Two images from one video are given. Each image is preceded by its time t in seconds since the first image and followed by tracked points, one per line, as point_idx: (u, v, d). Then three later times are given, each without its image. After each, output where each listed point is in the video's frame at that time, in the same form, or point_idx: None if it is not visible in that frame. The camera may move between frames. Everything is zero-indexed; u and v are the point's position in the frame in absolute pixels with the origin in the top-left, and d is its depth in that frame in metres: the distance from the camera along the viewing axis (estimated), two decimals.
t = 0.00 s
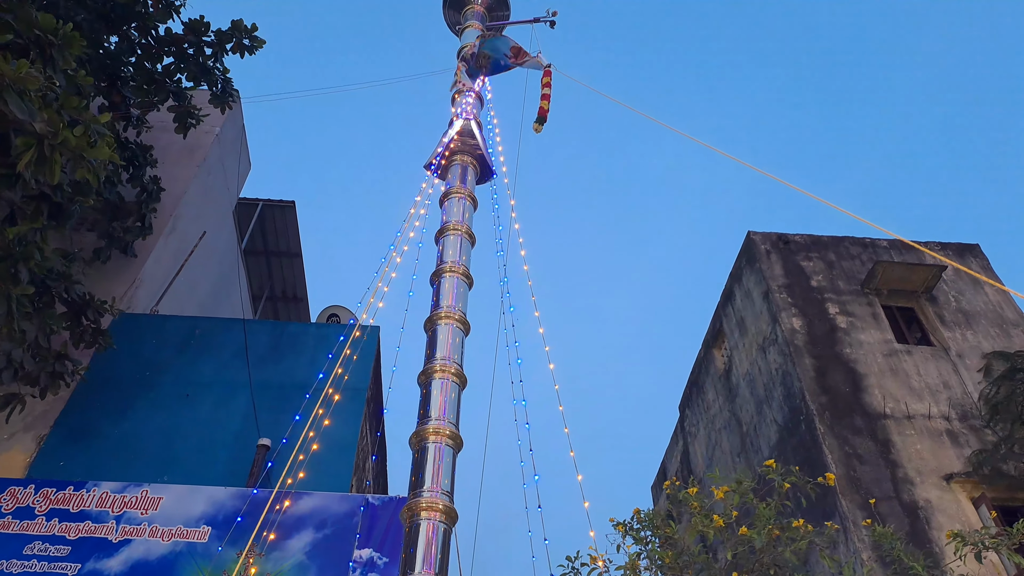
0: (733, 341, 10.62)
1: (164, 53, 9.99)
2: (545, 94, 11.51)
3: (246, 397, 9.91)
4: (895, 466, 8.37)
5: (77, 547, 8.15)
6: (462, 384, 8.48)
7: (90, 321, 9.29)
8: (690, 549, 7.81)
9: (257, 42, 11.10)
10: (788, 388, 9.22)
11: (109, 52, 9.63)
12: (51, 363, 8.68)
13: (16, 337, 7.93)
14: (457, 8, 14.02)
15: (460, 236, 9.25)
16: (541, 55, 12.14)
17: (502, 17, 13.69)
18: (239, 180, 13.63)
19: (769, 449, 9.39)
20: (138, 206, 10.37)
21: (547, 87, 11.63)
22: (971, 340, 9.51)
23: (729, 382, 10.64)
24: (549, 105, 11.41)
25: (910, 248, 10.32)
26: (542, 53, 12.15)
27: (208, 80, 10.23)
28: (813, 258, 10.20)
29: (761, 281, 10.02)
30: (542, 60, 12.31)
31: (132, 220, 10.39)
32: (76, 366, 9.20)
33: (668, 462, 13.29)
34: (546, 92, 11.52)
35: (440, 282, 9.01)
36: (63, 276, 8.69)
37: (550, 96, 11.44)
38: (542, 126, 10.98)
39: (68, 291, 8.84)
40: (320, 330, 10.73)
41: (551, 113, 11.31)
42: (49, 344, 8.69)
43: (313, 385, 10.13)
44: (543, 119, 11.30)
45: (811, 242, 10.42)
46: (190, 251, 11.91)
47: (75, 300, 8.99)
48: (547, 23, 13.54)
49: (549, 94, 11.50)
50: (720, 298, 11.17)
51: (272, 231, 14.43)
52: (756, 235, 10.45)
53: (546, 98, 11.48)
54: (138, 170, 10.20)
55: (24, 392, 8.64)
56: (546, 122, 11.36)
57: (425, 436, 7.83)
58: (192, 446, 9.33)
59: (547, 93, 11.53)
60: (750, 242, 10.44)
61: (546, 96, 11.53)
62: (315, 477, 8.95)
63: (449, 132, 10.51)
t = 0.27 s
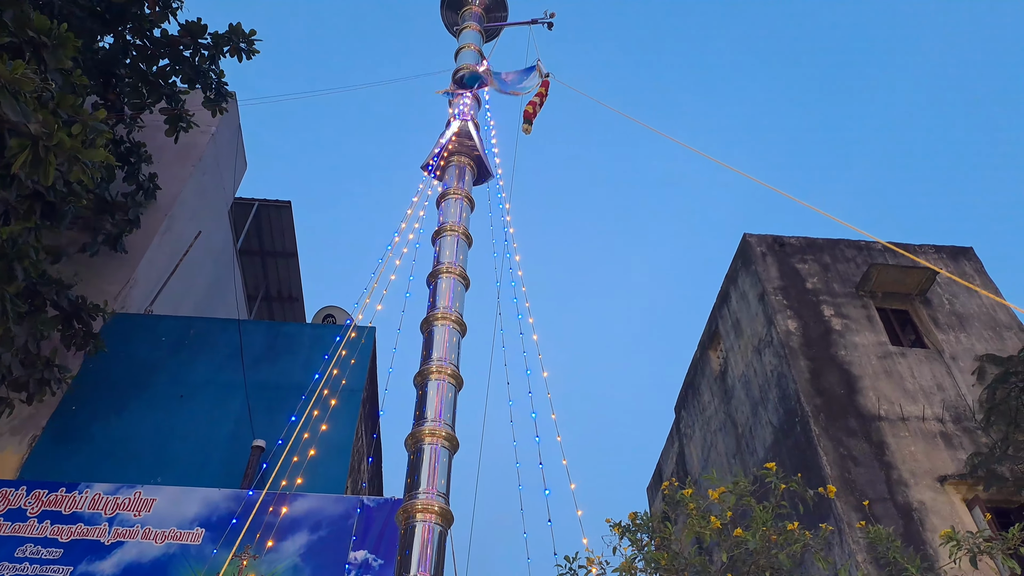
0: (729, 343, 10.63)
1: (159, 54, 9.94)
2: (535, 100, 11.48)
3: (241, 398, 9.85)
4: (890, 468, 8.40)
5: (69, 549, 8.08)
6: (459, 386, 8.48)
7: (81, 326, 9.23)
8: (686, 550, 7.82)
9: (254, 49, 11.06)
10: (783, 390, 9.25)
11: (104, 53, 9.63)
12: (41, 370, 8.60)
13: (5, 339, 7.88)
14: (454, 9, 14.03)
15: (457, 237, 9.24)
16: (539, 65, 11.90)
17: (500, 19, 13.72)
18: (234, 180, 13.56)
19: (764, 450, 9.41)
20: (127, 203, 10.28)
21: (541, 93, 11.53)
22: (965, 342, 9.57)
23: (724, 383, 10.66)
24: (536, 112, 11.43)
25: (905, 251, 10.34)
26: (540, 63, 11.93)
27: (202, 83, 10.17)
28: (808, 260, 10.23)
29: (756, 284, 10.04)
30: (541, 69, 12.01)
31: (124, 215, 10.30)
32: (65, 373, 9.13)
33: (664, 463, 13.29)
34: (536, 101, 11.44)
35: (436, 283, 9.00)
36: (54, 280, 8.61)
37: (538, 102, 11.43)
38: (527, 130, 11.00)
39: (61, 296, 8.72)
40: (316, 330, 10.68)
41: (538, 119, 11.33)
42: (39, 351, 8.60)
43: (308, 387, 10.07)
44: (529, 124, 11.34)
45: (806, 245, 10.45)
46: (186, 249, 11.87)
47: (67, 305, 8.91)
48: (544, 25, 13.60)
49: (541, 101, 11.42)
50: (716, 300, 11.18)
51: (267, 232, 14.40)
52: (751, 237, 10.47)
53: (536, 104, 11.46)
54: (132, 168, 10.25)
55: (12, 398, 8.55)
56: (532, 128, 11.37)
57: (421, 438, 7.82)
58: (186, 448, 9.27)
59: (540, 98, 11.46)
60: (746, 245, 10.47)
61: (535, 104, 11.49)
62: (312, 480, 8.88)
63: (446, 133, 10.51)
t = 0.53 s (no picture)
0: (728, 343, 10.61)
1: (156, 57, 9.88)
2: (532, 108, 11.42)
3: (241, 401, 9.88)
4: (890, 466, 8.39)
5: (71, 552, 8.12)
6: (457, 387, 8.51)
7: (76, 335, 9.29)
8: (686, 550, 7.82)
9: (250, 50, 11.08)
10: (782, 389, 9.24)
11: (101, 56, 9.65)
12: (38, 377, 8.63)
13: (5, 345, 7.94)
14: (450, 10, 14.03)
15: (454, 239, 9.26)
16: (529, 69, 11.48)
17: (495, 19, 13.72)
18: (232, 182, 13.58)
19: (763, 450, 9.40)
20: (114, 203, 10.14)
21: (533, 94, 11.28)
22: (964, 340, 9.55)
23: (723, 383, 10.64)
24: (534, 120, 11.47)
25: (903, 248, 10.30)
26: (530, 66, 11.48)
27: (199, 86, 10.17)
28: (807, 259, 10.22)
29: (755, 283, 10.03)
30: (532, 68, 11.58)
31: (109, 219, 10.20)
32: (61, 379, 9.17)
33: (663, 463, 13.28)
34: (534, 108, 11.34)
35: (434, 284, 9.02)
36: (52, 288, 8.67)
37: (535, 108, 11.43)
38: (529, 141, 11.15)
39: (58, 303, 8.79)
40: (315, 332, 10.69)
41: (537, 126, 11.39)
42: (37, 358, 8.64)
43: (308, 389, 10.08)
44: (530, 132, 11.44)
45: (804, 244, 10.43)
46: (185, 253, 11.89)
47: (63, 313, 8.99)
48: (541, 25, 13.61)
49: (535, 106, 11.32)
50: (714, 300, 11.16)
51: (266, 235, 14.42)
52: (750, 237, 10.45)
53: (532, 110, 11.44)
54: (128, 169, 10.19)
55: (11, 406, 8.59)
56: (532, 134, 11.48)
57: (420, 439, 7.84)
58: (187, 450, 9.30)
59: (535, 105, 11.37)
60: (744, 244, 10.44)
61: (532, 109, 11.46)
62: (312, 482, 8.91)
63: (443, 134, 10.53)
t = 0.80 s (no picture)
0: (728, 342, 10.59)
1: (155, 61, 9.94)
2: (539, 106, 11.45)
3: (241, 403, 9.92)
4: (890, 465, 8.37)
5: (73, 553, 8.17)
6: (457, 388, 8.53)
7: (70, 344, 9.39)
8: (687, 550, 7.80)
9: (250, 52, 11.13)
10: (782, 388, 9.22)
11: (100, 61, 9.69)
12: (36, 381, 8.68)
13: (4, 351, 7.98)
14: (448, 11, 14.03)
15: (452, 240, 9.28)
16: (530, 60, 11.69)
17: (493, 20, 13.72)
18: (232, 183, 13.61)
19: (764, 449, 9.39)
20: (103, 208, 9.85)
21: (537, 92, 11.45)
22: (965, 338, 9.51)
23: (723, 382, 10.62)
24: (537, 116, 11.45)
25: (903, 246, 10.26)
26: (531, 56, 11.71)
27: (198, 89, 10.18)
28: (806, 258, 10.19)
29: (754, 282, 10.01)
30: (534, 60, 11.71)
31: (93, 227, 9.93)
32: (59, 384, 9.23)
33: (664, 463, 13.26)
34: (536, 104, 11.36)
35: (433, 286, 9.04)
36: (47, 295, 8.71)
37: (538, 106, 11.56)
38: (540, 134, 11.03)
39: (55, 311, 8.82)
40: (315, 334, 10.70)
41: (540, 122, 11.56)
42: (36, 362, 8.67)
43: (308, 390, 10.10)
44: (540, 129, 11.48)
45: (804, 242, 10.40)
46: (181, 260, 11.88)
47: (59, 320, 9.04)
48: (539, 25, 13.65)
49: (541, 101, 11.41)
50: (714, 299, 11.13)
51: (266, 237, 14.46)
52: (749, 236, 10.43)
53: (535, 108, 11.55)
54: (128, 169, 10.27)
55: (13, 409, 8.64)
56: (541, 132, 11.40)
57: (420, 440, 7.86)
58: (188, 452, 9.33)
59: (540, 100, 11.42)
60: (743, 243, 10.43)
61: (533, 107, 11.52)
62: (313, 483, 8.93)
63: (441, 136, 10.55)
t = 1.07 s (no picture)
0: (727, 346, 10.59)
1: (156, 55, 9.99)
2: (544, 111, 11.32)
3: (239, 401, 9.87)
4: (887, 471, 8.39)
5: (66, 551, 8.11)
6: (455, 389, 8.51)
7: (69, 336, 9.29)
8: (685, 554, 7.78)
9: (252, 46, 11.11)
10: (780, 393, 9.24)
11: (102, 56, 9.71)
12: (27, 377, 8.60)
13: None
14: (450, 12, 14.05)
15: (453, 241, 9.27)
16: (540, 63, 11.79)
17: (495, 22, 13.76)
18: (233, 181, 13.60)
19: (762, 454, 9.40)
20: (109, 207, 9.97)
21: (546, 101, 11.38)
22: (963, 345, 9.54)
23: (722, 387, 10.63)
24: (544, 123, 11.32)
25: (901, 253, 10.30)
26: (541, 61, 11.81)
27: (200, 83, 10.16)
28: (806, 263, 10.22)
29: (754, 286, 10.02)
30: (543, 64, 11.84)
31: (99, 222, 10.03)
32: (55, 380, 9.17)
33: (662, 467, 13.24)
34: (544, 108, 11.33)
35: (433, 286, 9.02)
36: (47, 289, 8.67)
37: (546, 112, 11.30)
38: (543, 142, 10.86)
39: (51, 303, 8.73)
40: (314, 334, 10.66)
41: (547, 128, 11.33)
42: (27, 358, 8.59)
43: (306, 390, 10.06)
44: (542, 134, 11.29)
45: (803, 248, 10.43)
46: (181, 257, 11.84)
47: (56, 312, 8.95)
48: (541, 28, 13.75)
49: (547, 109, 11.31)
50: (713, 303, 11.14)
51: (266, 236, 14.41)
52: (749, 240, 10.46)
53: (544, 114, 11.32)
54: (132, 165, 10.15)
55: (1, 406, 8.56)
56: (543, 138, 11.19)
57: (418, 441, 7.84)
58: (184, 451, 9.28)
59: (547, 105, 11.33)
60: (743, 247, 10.46)
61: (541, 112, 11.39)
62: (310, 483, 8.88)
63: (443, 137, 10.56)
